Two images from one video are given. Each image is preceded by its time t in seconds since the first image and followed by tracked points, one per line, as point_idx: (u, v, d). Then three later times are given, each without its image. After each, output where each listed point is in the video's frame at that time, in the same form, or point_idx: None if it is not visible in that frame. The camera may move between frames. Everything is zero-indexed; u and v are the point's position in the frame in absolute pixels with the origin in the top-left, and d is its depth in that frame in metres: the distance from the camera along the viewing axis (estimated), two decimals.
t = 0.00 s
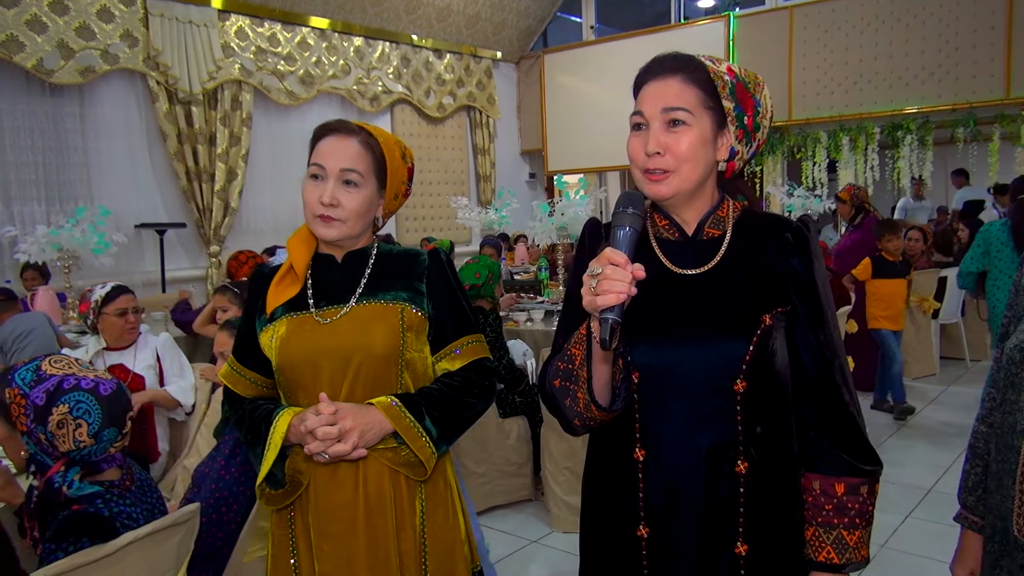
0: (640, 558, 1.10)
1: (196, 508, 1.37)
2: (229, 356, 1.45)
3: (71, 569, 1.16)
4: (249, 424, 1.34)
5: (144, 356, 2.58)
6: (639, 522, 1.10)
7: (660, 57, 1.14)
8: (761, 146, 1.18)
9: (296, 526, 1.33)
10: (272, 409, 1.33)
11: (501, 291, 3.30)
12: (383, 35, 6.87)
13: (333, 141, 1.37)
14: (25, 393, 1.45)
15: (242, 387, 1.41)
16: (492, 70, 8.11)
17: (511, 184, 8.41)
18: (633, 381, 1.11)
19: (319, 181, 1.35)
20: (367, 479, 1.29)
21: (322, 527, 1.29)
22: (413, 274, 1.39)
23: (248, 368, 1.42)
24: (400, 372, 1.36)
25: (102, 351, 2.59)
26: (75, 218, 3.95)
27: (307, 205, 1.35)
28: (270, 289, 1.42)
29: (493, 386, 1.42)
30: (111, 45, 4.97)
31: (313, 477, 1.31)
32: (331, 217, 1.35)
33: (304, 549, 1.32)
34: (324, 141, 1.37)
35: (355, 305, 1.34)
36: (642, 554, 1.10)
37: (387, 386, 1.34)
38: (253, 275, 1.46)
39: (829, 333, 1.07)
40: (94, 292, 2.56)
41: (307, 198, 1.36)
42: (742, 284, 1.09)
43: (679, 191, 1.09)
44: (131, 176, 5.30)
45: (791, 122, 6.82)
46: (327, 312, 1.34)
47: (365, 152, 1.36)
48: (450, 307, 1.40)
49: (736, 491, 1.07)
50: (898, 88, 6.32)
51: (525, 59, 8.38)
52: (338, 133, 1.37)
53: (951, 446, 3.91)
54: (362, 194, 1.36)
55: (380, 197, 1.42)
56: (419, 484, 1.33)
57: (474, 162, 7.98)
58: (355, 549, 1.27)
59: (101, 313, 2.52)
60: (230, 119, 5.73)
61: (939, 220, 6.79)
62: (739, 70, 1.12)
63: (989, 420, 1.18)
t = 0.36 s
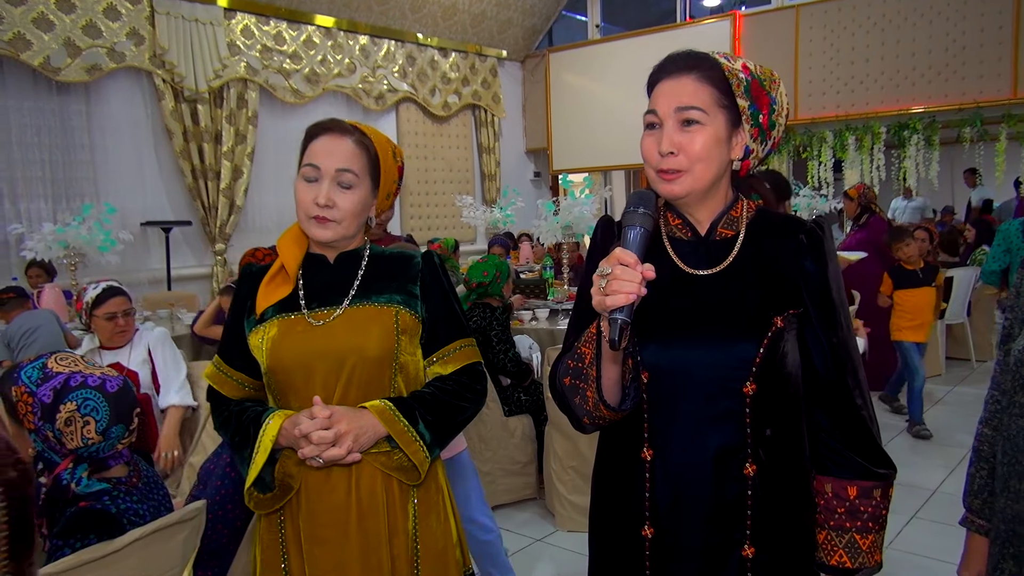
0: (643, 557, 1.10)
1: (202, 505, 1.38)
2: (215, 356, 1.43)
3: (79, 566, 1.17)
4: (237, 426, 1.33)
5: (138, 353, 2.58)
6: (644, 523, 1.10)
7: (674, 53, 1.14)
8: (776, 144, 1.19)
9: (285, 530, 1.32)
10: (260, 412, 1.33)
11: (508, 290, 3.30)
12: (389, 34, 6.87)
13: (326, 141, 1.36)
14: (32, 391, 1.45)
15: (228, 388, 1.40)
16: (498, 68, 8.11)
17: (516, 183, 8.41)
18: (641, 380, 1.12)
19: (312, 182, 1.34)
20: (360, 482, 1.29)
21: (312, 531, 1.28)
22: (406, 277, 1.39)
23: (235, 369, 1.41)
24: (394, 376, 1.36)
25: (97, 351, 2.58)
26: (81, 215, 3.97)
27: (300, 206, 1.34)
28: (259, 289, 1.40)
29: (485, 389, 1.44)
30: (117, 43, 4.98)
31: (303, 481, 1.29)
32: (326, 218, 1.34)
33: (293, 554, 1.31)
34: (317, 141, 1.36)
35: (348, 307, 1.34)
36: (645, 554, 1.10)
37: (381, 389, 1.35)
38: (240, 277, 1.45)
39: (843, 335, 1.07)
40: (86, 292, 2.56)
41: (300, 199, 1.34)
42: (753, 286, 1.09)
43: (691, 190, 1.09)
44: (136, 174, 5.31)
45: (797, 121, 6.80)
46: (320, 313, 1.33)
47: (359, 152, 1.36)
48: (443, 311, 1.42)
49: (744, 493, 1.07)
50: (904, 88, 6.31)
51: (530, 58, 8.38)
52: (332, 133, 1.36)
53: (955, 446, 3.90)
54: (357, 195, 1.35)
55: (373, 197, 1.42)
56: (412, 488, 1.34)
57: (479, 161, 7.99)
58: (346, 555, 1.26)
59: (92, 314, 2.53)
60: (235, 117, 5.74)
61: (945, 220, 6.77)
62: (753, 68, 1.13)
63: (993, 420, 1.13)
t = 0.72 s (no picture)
0: (647, 557, 1.10)
1: (203, 503, 1.38)
2: (195, 365, 1.35)
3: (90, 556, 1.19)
4: (235, 439, 1.28)
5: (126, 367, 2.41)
6: (648, 522, 1.10)
7: (683, 53, 1.14)
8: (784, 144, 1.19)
9: (290, 541, 1.29)
10: (262, 426, 1.28)
11: (512, 290, 3.30)
12: (393, 33, 6.88)
13: (319, 151, 1.29)
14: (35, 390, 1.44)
15: (219, 400, 1.33)
16: (502, 67, 8.10)
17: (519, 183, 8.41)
18: (648, 378, 1.11)
19: (309, 196, 1.29)
20: (373, 484, 1.30)
21: (324, 541, 1.26)
22: (401, 279, 1.40)
23: (222, 378, 1.34)
24: (396, 378, 1.37)
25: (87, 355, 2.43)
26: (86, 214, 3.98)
27: (297, 221, 1.29)
28: (248, 295, 1.34)
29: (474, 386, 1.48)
30: (122, 42, 5.00)
31: (315, 491, 1.28)
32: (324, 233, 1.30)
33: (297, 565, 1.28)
34: (309, 151, 1.29)
35: (345, 314, 1.33)
36: (649, 554, 1.10)
37: (385, 393, 1.36)
38: (221, 282, 1.36)
39: (846, 337, 1.09)
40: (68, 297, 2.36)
41: (295, 213, 1.29)
42: (758, 286, 1.09)
43: (700, 190, 1.10)
44: (141, 172, 5.32)
45: (800, 121, 6.79)
46: (317, 321, 1.31)
47: (356, 163, 1.31)
48: (436, 316, 1.42)
49: (749, 493, 1.07)
50: (909, 87, 6.30)
51: (534, 57, 8.37)
52: (325, 142, 1.30)
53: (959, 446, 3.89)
54: (354, 208, 1.32)
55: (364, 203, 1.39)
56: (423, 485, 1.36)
57: (482, 161, 7.99)
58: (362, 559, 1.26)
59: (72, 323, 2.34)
60: (240, 116, 5.75)
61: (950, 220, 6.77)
62: (761, 67, 1.13)
63: (987, 428, 1.12)
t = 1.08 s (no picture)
0: (652, 557, 1.10)
1: (204, 502, 1.39)
2: (212, 365, 1.35)
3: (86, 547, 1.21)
4: (252, 442, 1.29)
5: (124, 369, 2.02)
6: (653, 520, 1.10)
7: (682, 56, 1.14)
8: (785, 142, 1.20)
9: (306, 550, 1.29)
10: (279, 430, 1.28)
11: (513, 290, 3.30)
12: (393, 33, 6.88)
13: (336, 159, 1.27)
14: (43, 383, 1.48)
15: (235, 402, 1.33)
16: (502, 67, 8.11)
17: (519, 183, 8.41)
18: (655, 376, 1.11)
19: (327, 207, 1.27)
20: (392, 494, 1.30)
21: (342, 546, 1.27)
22: (421, 282, 1.40)
23: (240, 381, 1.34)
24: (416, 384, 1.37)
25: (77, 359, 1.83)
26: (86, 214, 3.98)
27: (316, 231, 1.27)
28: (264, 299, 1.34)
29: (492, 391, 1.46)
30: (123, 42, 4.99)
31: (332, 497, 1.29)
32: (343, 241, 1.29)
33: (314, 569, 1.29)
34: (326, 159, 1.27)
35: (364, 318, 1.33)
36: (655, 552, 1.10)
37: (404, 399, 1.36)
38: (237, 281, 1.35)
39: (850, 338, 1.09)
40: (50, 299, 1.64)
41: (313, 223, 1.28)
42: (762, 285, 1.10)
43: (706, 189, 1.10)
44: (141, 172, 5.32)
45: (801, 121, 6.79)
46: (335, 325, 1.31)
47: (374, 170, 1.29)
48: (456, 321, 1.42)
49: (754, 491, 1.08)
50: (910, 87, 6.29)
51: (534, 57, 8.37)
52: (341, 151, 1.28)
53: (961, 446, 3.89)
54: (373, 215, 1.31)
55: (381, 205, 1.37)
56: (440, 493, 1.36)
57: (483, 160, 7.99)
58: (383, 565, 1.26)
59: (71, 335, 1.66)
60: (240, 116, 5.76)
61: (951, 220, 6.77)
62: (761, 66, 1.13)
63: (980, 432, 1.13)
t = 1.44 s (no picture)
0: (655, 556, 1.10)
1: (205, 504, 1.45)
2: (240, 365, 1.35)
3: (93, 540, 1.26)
4: (281, 447, 1.28)
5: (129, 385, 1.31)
6: (657, 520, 1.10)
7: (682, 57, 1.14)
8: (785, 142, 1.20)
9: (333, 555, 1.31)
10: (309, 434, 1.28)
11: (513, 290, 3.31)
12: (393, 33, 6.88)
13: (369, 160, 1.26)
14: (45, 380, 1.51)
15: (266, 405, 1.33)
16: (502, 67, 8.11)
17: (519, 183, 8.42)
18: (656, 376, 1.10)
19: (361, 209, 1.26)
20: (422, 503, 1.31)
21: (370, 552, 1.28)
22: (457, 285, 1.40)
23: (270, 383, 1.34)
24: (449, 391, 1.37)
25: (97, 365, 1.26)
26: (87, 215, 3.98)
27: (350, 234, 1.27)
28: (295, 301, 1.34)
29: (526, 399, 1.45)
30: (122, 42, 4.99)
31: (361, 505, 1.30)
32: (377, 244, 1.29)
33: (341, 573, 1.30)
34: (359, 160, 1.26)
35: (399, 321, 1.33)
36: (658, 551, 1.09)
37: (437, 406, 1.36)
38: (270, 279, 1.35)
39: (852, 337, 1.09)
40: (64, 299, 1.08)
41: (346, 226, 1.28)
42: (764, 284, 1.10)
43: (707, 190, 1.10)
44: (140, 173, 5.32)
45: (801, 121, 6.80)
46: (367, 328, 1.32)
47: (408, 170, 1.28)
48: (491, 326, 1.41)
49: (756, 490, 1.08)
50: (910, 87, 6.29)
51: (534, 57, 8.37)
52: (373, 151, 1.27)
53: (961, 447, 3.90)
54: (407, 217, 1.30)
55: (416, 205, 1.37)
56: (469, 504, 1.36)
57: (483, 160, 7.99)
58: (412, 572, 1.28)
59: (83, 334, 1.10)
60: (240, 116, 5.76)
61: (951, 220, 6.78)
62: (760, 66, 1.13)
63: (987, 428, 1.14)
